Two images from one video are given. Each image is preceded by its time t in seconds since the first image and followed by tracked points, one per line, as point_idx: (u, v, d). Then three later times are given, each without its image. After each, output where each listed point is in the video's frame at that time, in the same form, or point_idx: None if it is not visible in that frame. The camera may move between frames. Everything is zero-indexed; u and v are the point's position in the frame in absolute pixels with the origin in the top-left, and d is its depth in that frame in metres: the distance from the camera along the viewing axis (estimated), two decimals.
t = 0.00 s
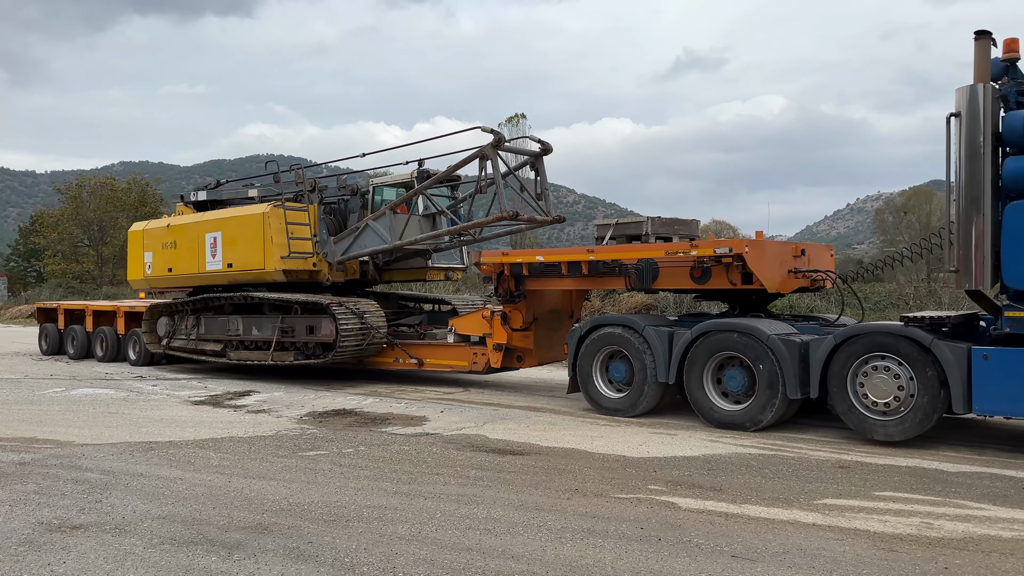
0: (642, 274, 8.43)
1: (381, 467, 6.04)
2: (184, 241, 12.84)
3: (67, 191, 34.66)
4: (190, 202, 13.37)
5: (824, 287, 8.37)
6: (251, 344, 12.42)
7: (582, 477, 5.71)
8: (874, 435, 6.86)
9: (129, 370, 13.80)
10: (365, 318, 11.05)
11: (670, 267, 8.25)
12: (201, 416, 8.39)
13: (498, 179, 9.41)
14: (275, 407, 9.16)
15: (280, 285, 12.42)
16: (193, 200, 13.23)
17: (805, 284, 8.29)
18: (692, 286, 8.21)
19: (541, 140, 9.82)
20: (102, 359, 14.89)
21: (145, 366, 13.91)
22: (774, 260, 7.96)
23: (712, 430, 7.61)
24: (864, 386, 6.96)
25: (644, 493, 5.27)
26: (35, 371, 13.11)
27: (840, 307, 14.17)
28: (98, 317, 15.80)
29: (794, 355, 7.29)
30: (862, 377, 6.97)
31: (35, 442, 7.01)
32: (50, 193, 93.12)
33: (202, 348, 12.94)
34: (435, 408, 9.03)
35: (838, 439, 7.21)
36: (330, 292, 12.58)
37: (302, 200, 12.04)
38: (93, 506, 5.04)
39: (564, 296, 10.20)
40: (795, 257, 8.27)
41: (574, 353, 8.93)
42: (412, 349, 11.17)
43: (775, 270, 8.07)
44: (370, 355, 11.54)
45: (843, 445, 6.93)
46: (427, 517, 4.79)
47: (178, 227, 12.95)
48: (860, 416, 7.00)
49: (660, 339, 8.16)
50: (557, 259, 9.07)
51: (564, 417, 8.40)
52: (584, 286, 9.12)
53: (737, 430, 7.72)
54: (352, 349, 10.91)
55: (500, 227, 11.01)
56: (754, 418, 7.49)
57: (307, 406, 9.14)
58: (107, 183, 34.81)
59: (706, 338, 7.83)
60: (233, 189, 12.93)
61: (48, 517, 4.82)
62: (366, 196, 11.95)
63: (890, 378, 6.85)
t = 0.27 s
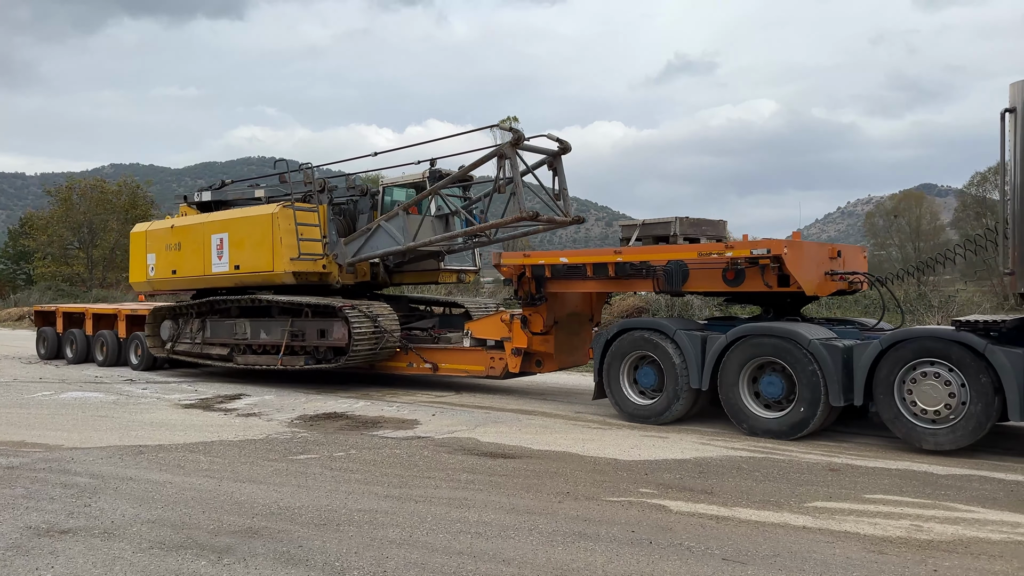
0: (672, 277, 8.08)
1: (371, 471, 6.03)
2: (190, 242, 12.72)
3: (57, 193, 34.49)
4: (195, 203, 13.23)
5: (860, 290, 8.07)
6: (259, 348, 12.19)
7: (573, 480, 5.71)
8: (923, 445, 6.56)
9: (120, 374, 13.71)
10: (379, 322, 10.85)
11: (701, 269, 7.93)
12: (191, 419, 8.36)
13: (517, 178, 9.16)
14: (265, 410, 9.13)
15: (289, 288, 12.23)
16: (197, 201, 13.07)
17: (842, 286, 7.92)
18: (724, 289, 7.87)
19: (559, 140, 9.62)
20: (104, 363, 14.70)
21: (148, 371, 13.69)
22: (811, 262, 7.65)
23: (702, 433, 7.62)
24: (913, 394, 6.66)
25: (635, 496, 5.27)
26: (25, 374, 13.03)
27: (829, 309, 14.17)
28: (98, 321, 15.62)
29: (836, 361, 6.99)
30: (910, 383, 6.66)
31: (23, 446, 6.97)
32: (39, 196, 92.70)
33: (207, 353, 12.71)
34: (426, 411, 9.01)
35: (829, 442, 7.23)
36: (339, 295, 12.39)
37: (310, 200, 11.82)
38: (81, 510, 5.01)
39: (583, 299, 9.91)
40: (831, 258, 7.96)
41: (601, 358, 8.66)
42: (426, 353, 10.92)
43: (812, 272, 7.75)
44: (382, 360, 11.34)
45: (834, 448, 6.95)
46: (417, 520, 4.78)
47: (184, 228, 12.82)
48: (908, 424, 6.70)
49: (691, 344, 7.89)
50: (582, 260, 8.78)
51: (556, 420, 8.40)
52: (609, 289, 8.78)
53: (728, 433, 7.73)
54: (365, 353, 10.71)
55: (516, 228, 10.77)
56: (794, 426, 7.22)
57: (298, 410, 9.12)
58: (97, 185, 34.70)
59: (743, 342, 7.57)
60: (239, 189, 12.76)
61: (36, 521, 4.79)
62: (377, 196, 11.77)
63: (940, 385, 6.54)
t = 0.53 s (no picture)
0: (702, 280, 7.80)
1: (360, 474, 6.01)
2: (191, 244, 12.49)
3: (44, 196, 34.28)
4: (195, 204, 13.04)
5: (897, 292, 7.81)
6: (265, 353, 11.89)
7: (563, 483, 5.71)
8: (975, 454, 6.33)
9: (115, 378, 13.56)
10: (392, 326, 10.62)
11: (733, 271, 7.64)
12: (180, 423, 8.32)
13: (536, 177, 8.93)
14: (254, 414, 9.10)
15: (297, 291, 11.98)
16: (199, 202, 12.87)
17: (881, 289, 7.73)
18: (756, 293, 7.59)
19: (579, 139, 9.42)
20: (105, 368, 14.46)
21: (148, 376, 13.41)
22: (849, 263, 7.37)
23: (690, 435, 7.65)
24: (965, 401, 6.40)
25: (624, 499, 5.28)
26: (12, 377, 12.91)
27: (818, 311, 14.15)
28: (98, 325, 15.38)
29: (884, 367, 6.72)
30: (962, 390, 6.42)
31: (8, 450, 6.91)
32: (26, 198, 92.13)
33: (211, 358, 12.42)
34: (415, 414, 9.00)
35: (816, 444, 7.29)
36: (349, 298, 12.16)
37: (318, 201, 11.64)
38: (67, 515, 4.98)
39: (604, 301, 9.77)
40: (868, 258, 7.69)
41: (628, 363, 8.41)
42: (440, 358, 10.67)
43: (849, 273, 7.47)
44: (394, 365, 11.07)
45: (821, 449, 7.00)
46: (406, 524, 4.77)
47: (185, 230, 12.60)
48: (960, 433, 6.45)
49: (725, 349, 7.62)
50: (607, 262, 8.49)
51: (546, 422, 8.40)
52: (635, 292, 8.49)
53: (717, 435, 7.76)
54: (378, 359, 10.45)
55: (531, 230, 10.50)
56: (837, 435, 6.92)
57: (287, 413, 9.09)
58: (84, 188, 34.53)
59: (782, 347, 7.30)
60: (243, 190, 12.56)
61: (21, 526, 4.76)
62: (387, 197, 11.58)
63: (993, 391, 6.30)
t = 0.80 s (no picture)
0: (733, 281, 7.61)
1: (346, 478, 5.99)
2: (192, 245, 12.21)
3: (27, 198, 34.02)
4: (195, 204, 12.76)
5: (934, 295, 7.61)
6: (271, 358, 11.58)
7: (550, 486, 5.71)
8: None
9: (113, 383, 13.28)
10: (404, 329, 10.37)
11: (766, 273, 7.46)
12: (164, 427, 8.26)
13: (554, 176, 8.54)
14: (239, 417, 9.05)
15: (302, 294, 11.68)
16: (198, 202, 12.63)
17: (920, 292, 7.52)
18: (790, 293, 7.44)
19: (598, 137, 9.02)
20: (102, 373, 14.17)
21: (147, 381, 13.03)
22: (889, 264, 7.19)
23: (676, 438, 7.66)
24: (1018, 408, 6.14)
25: (610, 502, 5.29)
26: None
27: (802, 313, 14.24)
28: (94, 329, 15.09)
29: (931, 372, 6.47)
30: (1014, 397, 6.17)
31: None
32: (10, 200, 91.38)
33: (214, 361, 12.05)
34: (402, 417, 8.99)
35: (801, 447, 7.33)
36: (356, 301, 11.84)
37: (324, 201, 11.27)
38: (50, 519, 4.93)
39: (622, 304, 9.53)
40: (906, 260, 7.50)
41: (655, 368, 8.16)
42: (454, 362, 10.53)
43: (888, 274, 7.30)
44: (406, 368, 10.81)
45: (806, 452, 7.04)
46: (392, 528, 4.76)
47: (185, 231, 12.32)
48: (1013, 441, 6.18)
49: (760, 353, 7.38)
50: (633, 264, 8.25)
51: (533, 425, 8.40)
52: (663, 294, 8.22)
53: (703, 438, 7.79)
54: (389, 364, 10.22)
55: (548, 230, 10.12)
56: (881, 441, 6.67)
57: (272, 417, 9.05)
58: (68, 190, 34.33)
59: (821, 352, 7.03)
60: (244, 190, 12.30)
61: (2, 531, 4.72)
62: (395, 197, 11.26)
63: None
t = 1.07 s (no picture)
0: (765, 285, 7.39)
1: (329, 483, 5.96)
2: (192, 247, 11.97)
3: (8, 200, 33.70)
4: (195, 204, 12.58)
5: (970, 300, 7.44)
6: (275, 362, 11.32)
7: (534, 490, 5.70)
8: None
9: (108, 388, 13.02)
10: (414, 333, 10.09)
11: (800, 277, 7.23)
12: (145, 431, 8.20)
13: (574, 175, 8.38)
14: (221, 421, 9.00)
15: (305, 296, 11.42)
16: (197, 202, 12.51)
17: (959, 296, 7.32)
18: (826, 298, 7.21)
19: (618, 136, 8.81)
20: (96, 377, 13.89)
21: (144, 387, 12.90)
22: (931, 268, 6.97)
23: (661, 442, 7.67)
24: None
25: (594, 505, 5.29)
26: None
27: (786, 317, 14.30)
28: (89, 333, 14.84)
29: (979, 377, 6.27)
30: None
31: None
32: None
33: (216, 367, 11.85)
34: (386, 421, 8.96)
35: (784, 450, 7.37)
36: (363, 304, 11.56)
37: (330, 201, 11.08)
38: (29, 525, 4.88)
39: (644, 307, 9.31)
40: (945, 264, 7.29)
41: (684, 376, 7.92)
42: (467, 368, 10.18)
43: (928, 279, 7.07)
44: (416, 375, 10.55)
45: (789, 455, 7.08)
46: (375, 533, 4.74)
47: (184, 233, 12.09)
48: None
49: (796, 359, 7.15)
50: (660, 265, 7.96)
51: (518, 429, 8.40)
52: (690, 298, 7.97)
53: (687, 441, 7.81)
54: (400, 370, 9.93)
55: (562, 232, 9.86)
56: (927, 451, 6.42)
57: (255, 421, 9.01)
58: (50, 193, 34.05)
59: (859, 357, 6.81)
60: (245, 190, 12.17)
61: None
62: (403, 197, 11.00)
63: None
